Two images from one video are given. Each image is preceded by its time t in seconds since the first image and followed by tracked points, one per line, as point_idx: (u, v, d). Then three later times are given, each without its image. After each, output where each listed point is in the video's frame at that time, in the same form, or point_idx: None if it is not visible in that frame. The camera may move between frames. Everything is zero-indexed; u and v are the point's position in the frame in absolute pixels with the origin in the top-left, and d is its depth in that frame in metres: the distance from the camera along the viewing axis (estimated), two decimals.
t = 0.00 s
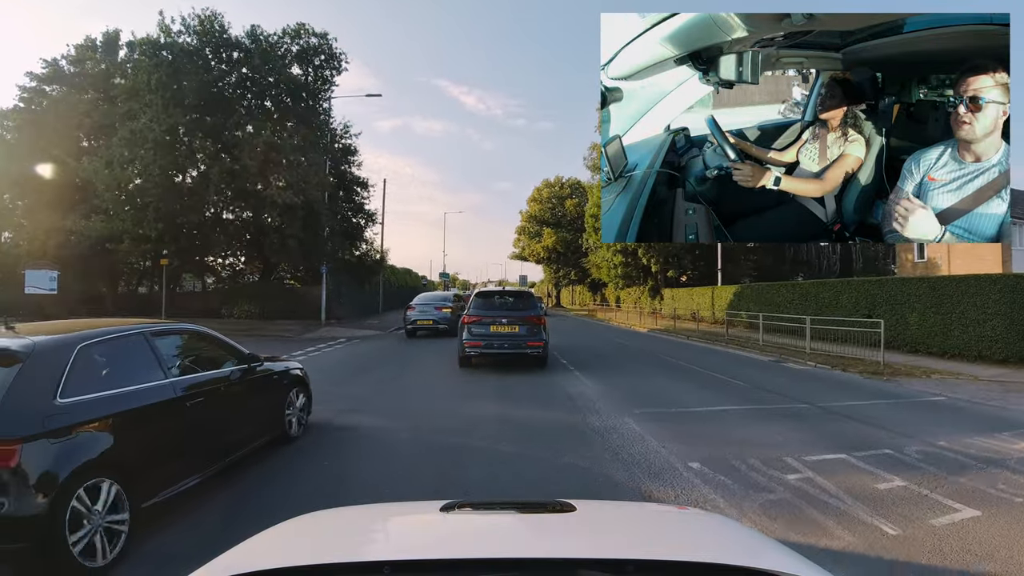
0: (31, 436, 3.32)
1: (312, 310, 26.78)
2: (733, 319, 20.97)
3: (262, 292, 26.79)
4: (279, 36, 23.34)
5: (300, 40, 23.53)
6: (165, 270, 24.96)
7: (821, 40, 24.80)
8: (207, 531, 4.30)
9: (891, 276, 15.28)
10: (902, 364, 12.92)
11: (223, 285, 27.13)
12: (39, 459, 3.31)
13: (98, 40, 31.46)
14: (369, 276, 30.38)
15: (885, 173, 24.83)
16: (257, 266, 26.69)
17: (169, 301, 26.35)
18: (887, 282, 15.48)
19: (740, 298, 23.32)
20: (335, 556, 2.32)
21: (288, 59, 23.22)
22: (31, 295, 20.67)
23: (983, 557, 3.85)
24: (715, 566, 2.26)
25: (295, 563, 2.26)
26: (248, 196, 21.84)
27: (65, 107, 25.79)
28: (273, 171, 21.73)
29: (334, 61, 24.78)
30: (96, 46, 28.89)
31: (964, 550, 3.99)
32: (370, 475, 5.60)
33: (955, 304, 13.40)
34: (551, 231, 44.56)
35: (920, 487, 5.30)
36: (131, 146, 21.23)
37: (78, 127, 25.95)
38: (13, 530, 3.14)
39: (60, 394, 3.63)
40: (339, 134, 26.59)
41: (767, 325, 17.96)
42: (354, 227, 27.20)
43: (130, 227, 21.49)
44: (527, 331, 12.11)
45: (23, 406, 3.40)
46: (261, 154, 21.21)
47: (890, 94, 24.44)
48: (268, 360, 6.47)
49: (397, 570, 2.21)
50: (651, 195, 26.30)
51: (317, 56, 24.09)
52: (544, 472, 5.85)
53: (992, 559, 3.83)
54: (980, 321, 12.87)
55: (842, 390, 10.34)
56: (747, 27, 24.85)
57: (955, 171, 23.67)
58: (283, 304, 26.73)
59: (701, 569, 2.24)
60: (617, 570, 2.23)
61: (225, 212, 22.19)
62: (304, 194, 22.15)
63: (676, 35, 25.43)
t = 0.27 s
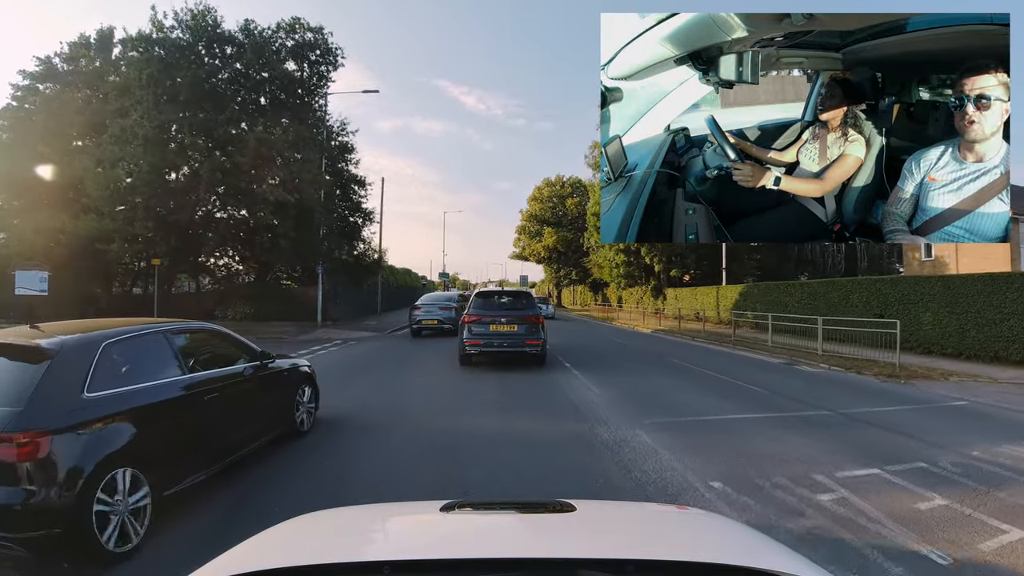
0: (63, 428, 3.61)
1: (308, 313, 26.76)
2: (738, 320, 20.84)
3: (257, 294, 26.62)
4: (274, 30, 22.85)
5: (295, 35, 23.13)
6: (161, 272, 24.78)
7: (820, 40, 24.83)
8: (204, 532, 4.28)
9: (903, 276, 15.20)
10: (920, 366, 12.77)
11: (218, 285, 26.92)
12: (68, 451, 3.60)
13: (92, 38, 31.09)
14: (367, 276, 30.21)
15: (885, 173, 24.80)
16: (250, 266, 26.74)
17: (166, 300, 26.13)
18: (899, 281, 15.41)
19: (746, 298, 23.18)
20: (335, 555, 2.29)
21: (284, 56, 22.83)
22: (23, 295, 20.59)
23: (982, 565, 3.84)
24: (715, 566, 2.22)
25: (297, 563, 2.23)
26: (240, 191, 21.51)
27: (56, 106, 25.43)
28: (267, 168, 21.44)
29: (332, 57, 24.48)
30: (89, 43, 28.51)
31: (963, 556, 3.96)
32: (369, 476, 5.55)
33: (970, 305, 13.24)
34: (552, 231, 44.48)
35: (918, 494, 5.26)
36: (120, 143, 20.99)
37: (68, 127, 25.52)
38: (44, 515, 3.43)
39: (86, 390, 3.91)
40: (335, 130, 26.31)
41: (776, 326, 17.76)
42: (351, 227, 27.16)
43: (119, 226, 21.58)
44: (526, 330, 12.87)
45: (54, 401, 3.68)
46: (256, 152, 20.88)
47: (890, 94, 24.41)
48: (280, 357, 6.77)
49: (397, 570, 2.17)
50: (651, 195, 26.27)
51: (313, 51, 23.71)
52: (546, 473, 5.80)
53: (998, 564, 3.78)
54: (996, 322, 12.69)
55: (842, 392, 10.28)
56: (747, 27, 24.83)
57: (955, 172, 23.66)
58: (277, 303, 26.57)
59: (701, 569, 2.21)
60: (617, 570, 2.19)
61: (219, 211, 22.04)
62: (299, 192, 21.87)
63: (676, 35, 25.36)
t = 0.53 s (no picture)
0: (96, 417, 3.89)
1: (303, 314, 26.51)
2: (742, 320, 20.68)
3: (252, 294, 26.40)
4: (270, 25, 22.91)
5: (291, 29, 23.05)
6: (157, 270, 24.56)
7: (820, 40, 24.80)
8: (204, 533, 4.25)
9: (918, 277, 15.00)
10: (938, 369, 12.56)
11: (212, 286, 26.49)
12: (102, 439, 3.88)
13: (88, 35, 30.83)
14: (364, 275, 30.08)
15: (885, 173, 24.74)
16: (243, 264, 26.47)
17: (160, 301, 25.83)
18: (913, 282, 15.25)
19: (753, 298, 23.05)
20: (335, 555, 2.26)
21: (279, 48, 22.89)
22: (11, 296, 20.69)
23: (986, 568, 3.80)
24: (715, 566, 2.20)
25: (298, 562, 2.19)
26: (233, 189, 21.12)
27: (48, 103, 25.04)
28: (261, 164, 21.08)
29: (328, 52, 24.43)
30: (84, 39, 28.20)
31: (964, 558, 3.95)
32: (368, 475, 5.51)
33: (986, 306, 13.06)
34: (552, 231, 44.37)
35: (918, 496, 5.25)
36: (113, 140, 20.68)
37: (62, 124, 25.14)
38: (80, 498, 3.70)
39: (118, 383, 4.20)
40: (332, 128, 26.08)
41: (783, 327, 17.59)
42: (347, 227, 27.07)
43: (111, 223, 21.43)
44: (525, 329, 13.02)
45: (88, 393, 3.96)
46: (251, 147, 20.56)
47: (890, 94, 24.38)
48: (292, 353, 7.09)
49: (397, 571, 2.14)
50: (651, 195, 26.25)
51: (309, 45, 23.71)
52: (549, 473, 5.75)
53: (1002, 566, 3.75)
54: (1012, 323, 12.51)
55: (842, 393, 10.24)
56: (747, 27, 24.81)
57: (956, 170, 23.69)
58: (273, 301, 26.36)
59: (702, 569, 2.18)
60: (617, 570, 2.17)
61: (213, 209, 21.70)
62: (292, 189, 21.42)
63: (676, 35, 25.32)
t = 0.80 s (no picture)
0: (133, 407, 4.26)
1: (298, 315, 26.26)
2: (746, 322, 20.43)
3: (245, 296, 26.20)
4: (264, 18, 22.60)
5: (285, 23, 22.84)
6: (152, 270, 24.40)
7: (821, 40, 24.75)
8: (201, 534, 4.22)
9: (931, 277, 14.78)
10: (954, 372, 12.23)
11: (206, 287, 26.16)
12: (139, 424, 4.27)
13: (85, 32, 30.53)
14: (362, 275, 30.07)
15: (885, 173, 24.70)
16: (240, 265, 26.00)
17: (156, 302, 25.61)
18: (927, 282, 14.94)
19: (759, 299, 22.85)
20: (335, 555, 2.22)
21: (273, 43, 22.63)
22: None
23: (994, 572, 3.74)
24: (715, 566, 2.17)
25: (298, 562, 2.16)
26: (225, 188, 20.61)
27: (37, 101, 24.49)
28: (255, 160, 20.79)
29: (323, 47, 24.27)
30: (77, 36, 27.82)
31: (965, 561, 3.91)
32: (367, 475, 5.46)
33: (1004, 306, 12.85)
34: (553, 230, 44.31)
35: (919, 499, 5.21)
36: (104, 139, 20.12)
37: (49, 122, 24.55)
38: (120, 478, 4.08)
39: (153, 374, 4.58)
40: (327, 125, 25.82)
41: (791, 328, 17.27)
42: (344, 225, 27.02)
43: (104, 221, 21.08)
44: (524, 328, 13.00)
45: (126, 382, 4.34)
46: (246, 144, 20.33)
47: (890, 94, 24.33)
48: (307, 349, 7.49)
49: (398, 570, 2.10)
50: (651, 195, 26.22)
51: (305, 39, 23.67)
52: (550, 474, 5.70)
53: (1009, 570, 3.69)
54: None
55: (845, 396, 10.17)
56: (747, 27, 24.78)
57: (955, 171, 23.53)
58: (268, 302, 26.10)
59: (703, 569, 2.15)
60: (617, 570, 2.13)
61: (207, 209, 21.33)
62: (285, 184, 21.31)
63: (676, 35, 25.24)
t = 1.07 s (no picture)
0: (171, 395, 4.58)
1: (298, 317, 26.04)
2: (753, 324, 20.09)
3: (241, 295, 25.43)
4: (258, 13, 22.53)
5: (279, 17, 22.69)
6: (146, 272, 24.25)
7: (821, 40, 24.73)
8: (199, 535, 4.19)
9: (947, 276, 14.51)
10: (974, 375, 12.02)
11: (200, 289, 25.64)
12: (177, 412, 4.60)
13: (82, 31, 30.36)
14: (359, 275, 29.78)
15: (885, 173, 24.66)
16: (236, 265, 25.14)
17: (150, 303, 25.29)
18: (942, 282, 14.66)
19: (766, 299, 22.55)
20: (332, 555, 2.18)
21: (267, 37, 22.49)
22: None
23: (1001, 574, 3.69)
24: (717, 566, 2.13)
25: (296, 562, 2.12)
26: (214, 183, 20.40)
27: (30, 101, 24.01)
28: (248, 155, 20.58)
29: (318, 42, 24.09)
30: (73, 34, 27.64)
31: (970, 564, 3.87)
32: (366, 475, 5.41)
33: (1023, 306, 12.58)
34: (555, 230, 44.30)
35: (922, 501, 5.16)
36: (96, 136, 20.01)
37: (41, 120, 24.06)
38: (162, 460, 4.42)
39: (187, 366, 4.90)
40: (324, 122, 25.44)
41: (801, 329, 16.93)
42: (342, 224, 26.64)
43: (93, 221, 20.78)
44: (523, 327, 12.99)
45: (165, 373, 4.64)
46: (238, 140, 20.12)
47: (890, 94, 24.29)
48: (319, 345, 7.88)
49: (397, 571, 2.07)
50: (651, 195, 26.20)
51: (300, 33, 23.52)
52: (552, 475, 5.62)
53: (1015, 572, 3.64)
54: None
55: (848, 397, 10.12)
56: (747, 26, 24.79)
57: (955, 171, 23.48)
58: (263, 302, 25.64)
59: (705, 569, 2.11)
60: (618, 570, 2.10)
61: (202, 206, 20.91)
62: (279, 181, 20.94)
63: (676, 35, 25.26)
